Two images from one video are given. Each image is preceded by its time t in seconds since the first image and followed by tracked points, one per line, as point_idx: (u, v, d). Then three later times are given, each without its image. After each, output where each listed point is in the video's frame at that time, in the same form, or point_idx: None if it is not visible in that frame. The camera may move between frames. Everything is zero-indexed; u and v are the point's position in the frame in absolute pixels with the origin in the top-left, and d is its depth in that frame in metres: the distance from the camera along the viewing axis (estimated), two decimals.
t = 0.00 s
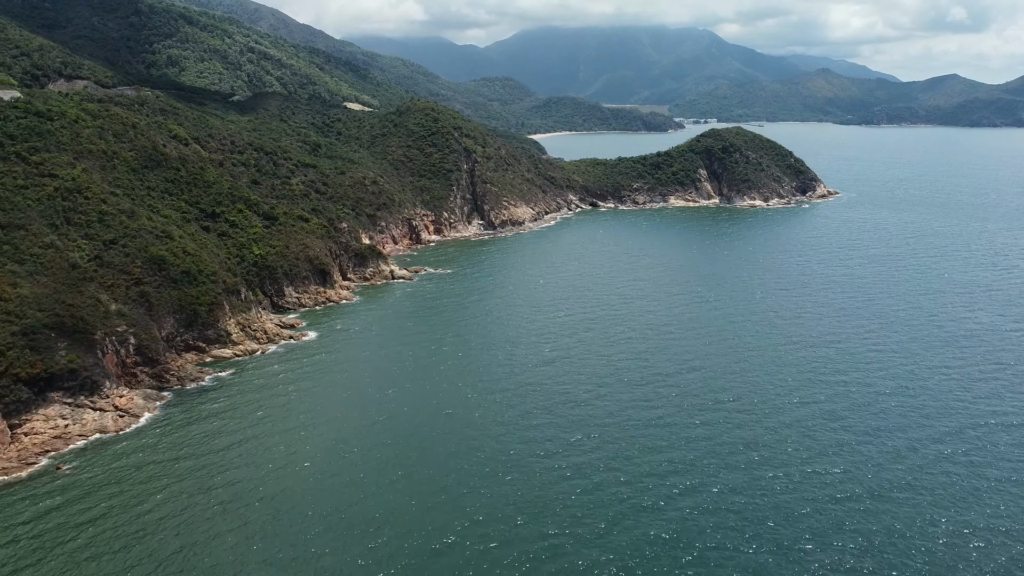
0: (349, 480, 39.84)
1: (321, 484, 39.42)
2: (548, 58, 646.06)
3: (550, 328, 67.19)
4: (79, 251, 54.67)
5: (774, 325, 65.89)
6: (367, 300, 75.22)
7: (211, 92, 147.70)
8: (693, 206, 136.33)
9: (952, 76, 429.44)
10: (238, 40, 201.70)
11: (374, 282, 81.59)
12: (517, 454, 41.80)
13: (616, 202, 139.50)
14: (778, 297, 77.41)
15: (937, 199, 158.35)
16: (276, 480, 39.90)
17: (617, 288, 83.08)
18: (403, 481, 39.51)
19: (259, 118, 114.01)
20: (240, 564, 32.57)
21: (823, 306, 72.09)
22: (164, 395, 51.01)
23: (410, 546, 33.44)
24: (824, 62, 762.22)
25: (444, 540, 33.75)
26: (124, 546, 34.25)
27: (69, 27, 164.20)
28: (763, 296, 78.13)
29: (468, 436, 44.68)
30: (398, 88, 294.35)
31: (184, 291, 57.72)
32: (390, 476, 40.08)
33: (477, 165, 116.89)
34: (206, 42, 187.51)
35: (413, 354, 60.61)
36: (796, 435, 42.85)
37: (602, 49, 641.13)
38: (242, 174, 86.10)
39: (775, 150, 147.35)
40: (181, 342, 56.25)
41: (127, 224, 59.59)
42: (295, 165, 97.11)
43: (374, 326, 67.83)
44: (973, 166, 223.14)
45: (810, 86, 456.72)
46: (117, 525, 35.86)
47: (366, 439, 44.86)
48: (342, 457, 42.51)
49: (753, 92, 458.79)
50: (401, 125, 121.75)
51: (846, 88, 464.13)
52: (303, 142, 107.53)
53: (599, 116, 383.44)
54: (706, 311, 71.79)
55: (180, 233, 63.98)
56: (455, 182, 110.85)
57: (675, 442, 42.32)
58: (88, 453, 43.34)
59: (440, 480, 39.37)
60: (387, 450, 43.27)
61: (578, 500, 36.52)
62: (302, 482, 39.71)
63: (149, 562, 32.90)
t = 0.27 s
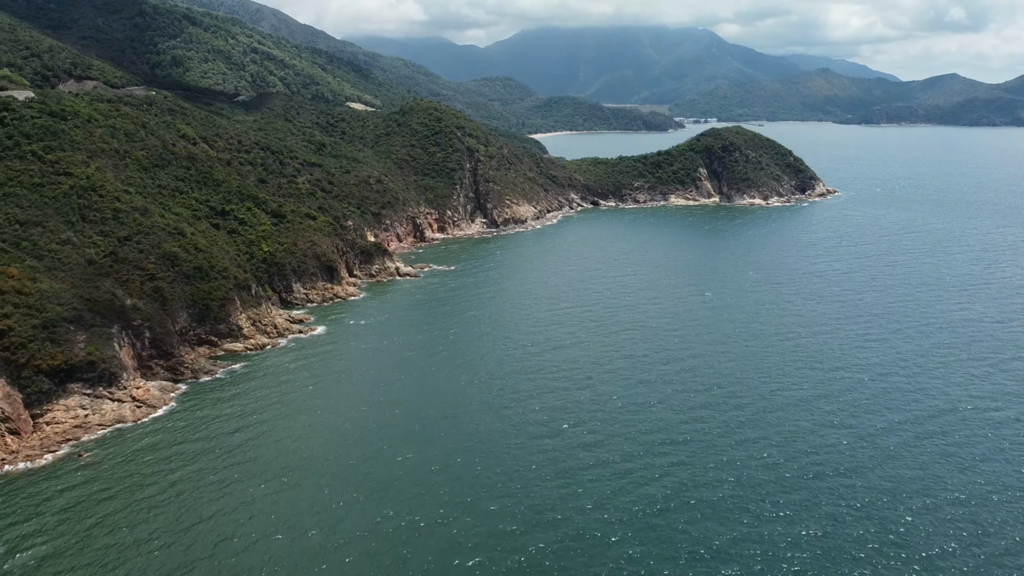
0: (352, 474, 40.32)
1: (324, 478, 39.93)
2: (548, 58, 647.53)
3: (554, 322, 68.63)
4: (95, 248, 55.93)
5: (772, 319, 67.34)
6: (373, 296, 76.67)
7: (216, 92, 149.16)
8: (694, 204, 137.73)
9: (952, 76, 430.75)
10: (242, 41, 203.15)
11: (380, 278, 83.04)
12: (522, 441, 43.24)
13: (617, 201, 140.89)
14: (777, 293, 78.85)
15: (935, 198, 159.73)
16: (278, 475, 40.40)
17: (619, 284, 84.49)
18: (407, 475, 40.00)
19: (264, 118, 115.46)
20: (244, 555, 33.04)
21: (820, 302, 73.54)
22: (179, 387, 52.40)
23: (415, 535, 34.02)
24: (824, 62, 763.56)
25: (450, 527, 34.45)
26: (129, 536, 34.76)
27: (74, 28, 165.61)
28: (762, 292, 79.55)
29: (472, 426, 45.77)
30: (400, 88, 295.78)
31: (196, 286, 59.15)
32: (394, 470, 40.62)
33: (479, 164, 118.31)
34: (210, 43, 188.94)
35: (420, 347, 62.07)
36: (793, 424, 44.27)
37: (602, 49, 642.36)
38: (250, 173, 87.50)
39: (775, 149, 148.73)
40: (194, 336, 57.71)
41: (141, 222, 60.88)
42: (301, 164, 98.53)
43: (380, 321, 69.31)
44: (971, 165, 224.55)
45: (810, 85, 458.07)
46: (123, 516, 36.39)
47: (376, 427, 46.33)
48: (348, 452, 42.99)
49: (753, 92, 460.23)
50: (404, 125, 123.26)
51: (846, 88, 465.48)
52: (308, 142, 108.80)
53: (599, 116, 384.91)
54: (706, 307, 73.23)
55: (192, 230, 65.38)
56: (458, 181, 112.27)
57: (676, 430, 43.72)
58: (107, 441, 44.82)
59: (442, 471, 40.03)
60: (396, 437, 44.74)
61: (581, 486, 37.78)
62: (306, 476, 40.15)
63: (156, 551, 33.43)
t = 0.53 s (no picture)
0: (362, 471, 40.80)
1: (333, 475, 40.42)
2: (548, 57, 648.87)
3: (557, 317, 70.07)
4: (109, 245, 57.43)
5: (771, 315, 68.74)
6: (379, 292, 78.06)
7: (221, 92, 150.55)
8: (694, 203, 139.07)
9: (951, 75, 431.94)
10: (245, 41, 204.58)
11: (385, 275, 84.47)
12: (528, 431, 44.70)
13: (618, 199, 142.23)
14: (776, 289, 80.25)
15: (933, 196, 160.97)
16: (288, 469, 40.95)
17: (620, 280, 85.88)
18: (414, 467, 40.98)
19: (269, 118, 116.83)
20: (257, 545, 34.04)
21: (819, 298, 74.91)
22: (193, 379, 53.85)
23: (422, 533, 34.53)
24: (824, 61, 764.92)
25: (455, 526, 34.99)
26: (139, 531, 35.27)
27: (79, 28, 167.00)
28: (762, 289, 80.93)
29: (478, 416, 47.23)
30: (401, 88, 297.22)
31: (208, 282, 60.55)
32: (402, 466, 41.16)
33: (482, 163, 119.67)
34: (214, 43, 190.35)
35: (426, 341, 63.53)
36: (791, 415, 45.67)
37: (603, 49, 643.95)
38: (257, 171, 88.86)
39: (774, 148, 150.03)
40: (206, 331, 59.16)
41: (153, 219, 62.14)
42: (306, 163, 99.90)
43: (386, 316, 70.75)
44: (970, 163, 225.89)
45: (810, 85, 459.31)
46: (133, 511, 36.86)
47: (385, 417, 47.80)
48: (356, 444, 43.98)
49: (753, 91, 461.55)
50: (408, 124, 124.73)
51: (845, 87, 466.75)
52: (313, 141, 110.16)
53: (600, 116, 386.28)
54: (707, 303, 74.57)
55: (202, 227, 66.74)
56: (461, 180, 113.65)
57: (676, 421, 45.10)
58: (126, 430, 46.34)
59: (449, 470, 40.46)
60: (405, 427, 46.23)
61: (584, 476, 39.07)
62: (315, 472, 40.72)
63: (165, 546, 33.94)
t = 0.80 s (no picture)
0: (372, 460, 41.83)
1: (340, 468, 41.10)
2: (549, 57, 650.13)
3: (560, 312, 71.46)
4: (124, 241, 59.02)
5: (770, 310, 70.12)
6: (384, 289, 79.49)
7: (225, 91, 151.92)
8: (694, 201, 140.45)
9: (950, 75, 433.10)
10: (248, 41, 205.99)
11: (390, 272, 85.92)
12: (532, 420, 46.12)
13: (619, 198, 143.60)
14: (775, 286, 81.65)
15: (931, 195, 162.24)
16: (295, 463, 41.58)
17: (622, 277, 87.24)
18: (423, 453, 42.48)
19: (273, 118, 118.28)
20: (272, 525, 35.55)
21: (816, 295, 76.32)
22: (206, 372, 55.19)
23: (430, 519, 35.63)
24: (824, 60, 766.00)
25: (463, 516, 35.80)
26: (151, 521, 35.99)
27: (84, 29, 168.39)
28: (761, 285, 82.33)
29: (484, 405, 48.67)
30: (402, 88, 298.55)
31: (220, 278, 61.92)
32: (411, 458, 41.82)
33: (485, 162, 121.06)
34: (217, 43, 191.72)
35: (431, 335, 64.98)
36: (788, 406, 47.07)
37: (603, 48, 645.23)
38: (264, 170, 90.25)
39: (774, 147, 151.38)
40: (217, 326, 60.57)
41: (166, 216, 63.48)
42: (311, 162, 101.30)
43: (392, 311, 72.19)
44: (969, 162, 227.18)
45: (810, 84, 460.59)
46: (153, 495, 38.39)
47: (393, 406, 49.30)
48: (366, 432, 45.46)
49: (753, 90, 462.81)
50: (411, 124, 126.15)
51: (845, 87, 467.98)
52: (318, 141, 111.55)
53: (600, 115, 387.56)
54: (707, 299, 75.97)
55: (213, 225, 68.13)
56: (464, 178, 115.05)
57: (677, 411, 46.51)
58: (144, 419, 47.81)
59: (456, 462, 41.14)
60: (413, 416, 47.68)
61: (587, 463, 40.43)
62: (324, 464, 41.38)
63: (176, 537, 34.62)
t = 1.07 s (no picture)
0: (380, 447, 43.32)
1: (350, 459, 41.77)
2: (549, 57, 651.33)
3: (563, 307, 72.84)
4: (136, 239, 60.49)
5: (768, 307, 71.51)
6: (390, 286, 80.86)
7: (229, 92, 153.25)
8: (694, 200, 141.81)
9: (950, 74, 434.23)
10: (251, 42, 207.29)
11: (395, 269, 87.31)
12: (536, 409, 47.52)
13: (620, 196, 144.94)
14: (774, 283, 82.99)
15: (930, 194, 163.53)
16: (306, 455, 42.26)
17: (623, 274, 88.58)
18: (430, 440, 43.95)
19: (278, 118, 119.71)
20: (285, 506, 37.08)
21: (814, 292, 77.70)
22: (218, 366, 56.55)
23: (436, 502, 37.10)
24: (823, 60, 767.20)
25: (469, 502, 36.82)
26: (170, 503, 37.56)
27: (89, 31, 169.75)
28: (760, 282, 83.69)
29: (490, 396, 50.10)
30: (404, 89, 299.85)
31: (230, 275, 63.31)
32: (417, 445, 43.33)
33: (487, 161, 122.45)
34: (220, 44, 193.04)
35: (437, 330, 66.39)
36: (785, 397, 48.45)
37: (603, 49, 646.44)
38: (270, 169, 91.67)
39: (773, 146, 152.72)
40: (228, 321, 61.97)
41: (177, 214, 64.87)
42: (317, 161, 102.67)
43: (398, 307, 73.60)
44: (967, 161, 228.40)
45: (810, 84, 461.82)
46: (172, 479, 39.94)
47: (401, 396, 50.75)
48: (374, 421, 46.93)
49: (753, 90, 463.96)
50: (415, 124, 127.54)
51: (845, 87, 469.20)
52: (322, 140, 112.95)
53: (600, 115, 388.73)
54: (706, 295, 77.35)
55: (222, 222, 69.53)
56: (467, 177, 116.44)
57: (677, 403, 47.89)
58: (159, 410, 49.26)
59: (464, 454, 41.77)
60: (419, 405, 49.12)
61: (590, 448, 41.82)
62: (333, 454, 42.36)
63: (194, 517, 36.20)
